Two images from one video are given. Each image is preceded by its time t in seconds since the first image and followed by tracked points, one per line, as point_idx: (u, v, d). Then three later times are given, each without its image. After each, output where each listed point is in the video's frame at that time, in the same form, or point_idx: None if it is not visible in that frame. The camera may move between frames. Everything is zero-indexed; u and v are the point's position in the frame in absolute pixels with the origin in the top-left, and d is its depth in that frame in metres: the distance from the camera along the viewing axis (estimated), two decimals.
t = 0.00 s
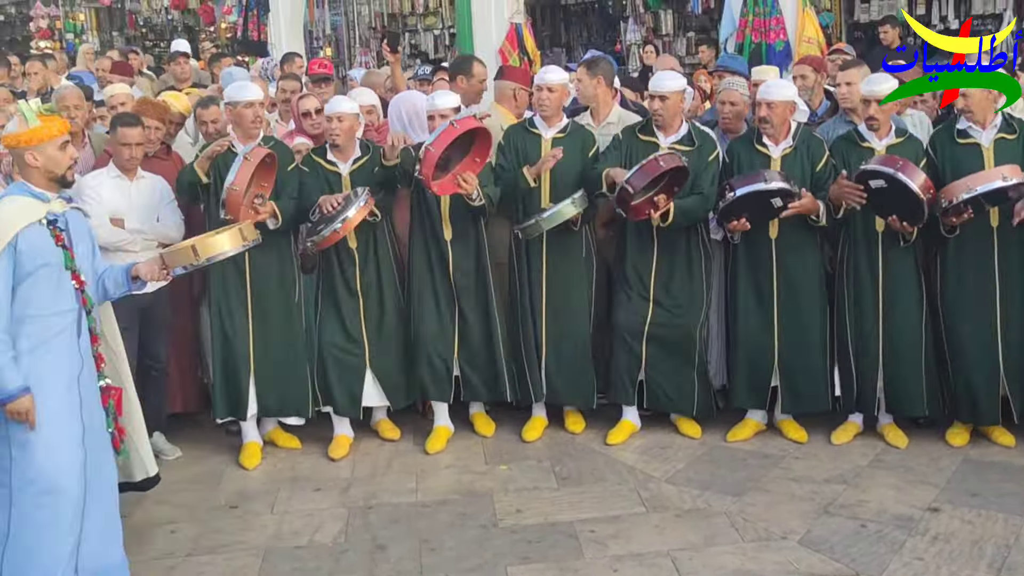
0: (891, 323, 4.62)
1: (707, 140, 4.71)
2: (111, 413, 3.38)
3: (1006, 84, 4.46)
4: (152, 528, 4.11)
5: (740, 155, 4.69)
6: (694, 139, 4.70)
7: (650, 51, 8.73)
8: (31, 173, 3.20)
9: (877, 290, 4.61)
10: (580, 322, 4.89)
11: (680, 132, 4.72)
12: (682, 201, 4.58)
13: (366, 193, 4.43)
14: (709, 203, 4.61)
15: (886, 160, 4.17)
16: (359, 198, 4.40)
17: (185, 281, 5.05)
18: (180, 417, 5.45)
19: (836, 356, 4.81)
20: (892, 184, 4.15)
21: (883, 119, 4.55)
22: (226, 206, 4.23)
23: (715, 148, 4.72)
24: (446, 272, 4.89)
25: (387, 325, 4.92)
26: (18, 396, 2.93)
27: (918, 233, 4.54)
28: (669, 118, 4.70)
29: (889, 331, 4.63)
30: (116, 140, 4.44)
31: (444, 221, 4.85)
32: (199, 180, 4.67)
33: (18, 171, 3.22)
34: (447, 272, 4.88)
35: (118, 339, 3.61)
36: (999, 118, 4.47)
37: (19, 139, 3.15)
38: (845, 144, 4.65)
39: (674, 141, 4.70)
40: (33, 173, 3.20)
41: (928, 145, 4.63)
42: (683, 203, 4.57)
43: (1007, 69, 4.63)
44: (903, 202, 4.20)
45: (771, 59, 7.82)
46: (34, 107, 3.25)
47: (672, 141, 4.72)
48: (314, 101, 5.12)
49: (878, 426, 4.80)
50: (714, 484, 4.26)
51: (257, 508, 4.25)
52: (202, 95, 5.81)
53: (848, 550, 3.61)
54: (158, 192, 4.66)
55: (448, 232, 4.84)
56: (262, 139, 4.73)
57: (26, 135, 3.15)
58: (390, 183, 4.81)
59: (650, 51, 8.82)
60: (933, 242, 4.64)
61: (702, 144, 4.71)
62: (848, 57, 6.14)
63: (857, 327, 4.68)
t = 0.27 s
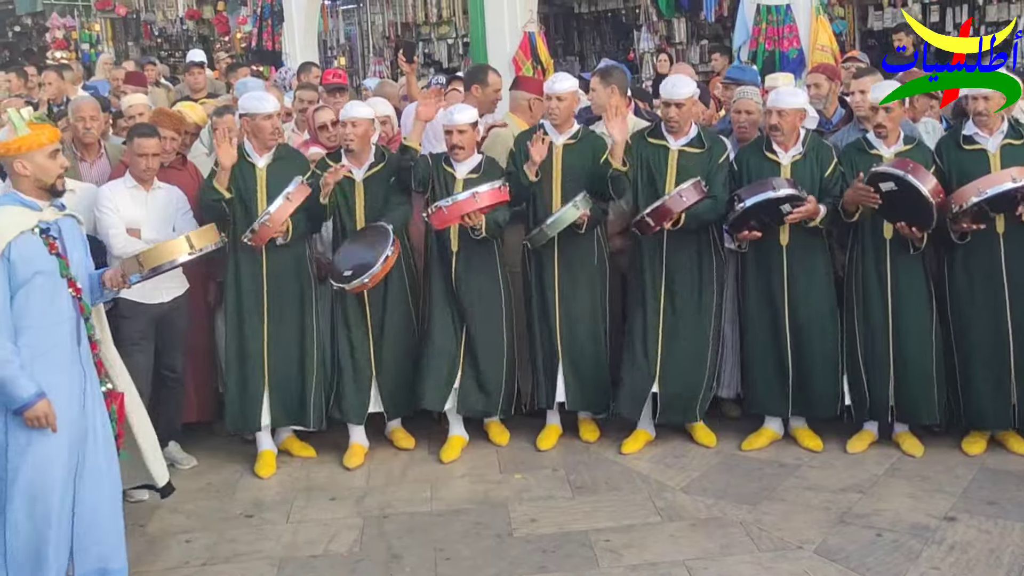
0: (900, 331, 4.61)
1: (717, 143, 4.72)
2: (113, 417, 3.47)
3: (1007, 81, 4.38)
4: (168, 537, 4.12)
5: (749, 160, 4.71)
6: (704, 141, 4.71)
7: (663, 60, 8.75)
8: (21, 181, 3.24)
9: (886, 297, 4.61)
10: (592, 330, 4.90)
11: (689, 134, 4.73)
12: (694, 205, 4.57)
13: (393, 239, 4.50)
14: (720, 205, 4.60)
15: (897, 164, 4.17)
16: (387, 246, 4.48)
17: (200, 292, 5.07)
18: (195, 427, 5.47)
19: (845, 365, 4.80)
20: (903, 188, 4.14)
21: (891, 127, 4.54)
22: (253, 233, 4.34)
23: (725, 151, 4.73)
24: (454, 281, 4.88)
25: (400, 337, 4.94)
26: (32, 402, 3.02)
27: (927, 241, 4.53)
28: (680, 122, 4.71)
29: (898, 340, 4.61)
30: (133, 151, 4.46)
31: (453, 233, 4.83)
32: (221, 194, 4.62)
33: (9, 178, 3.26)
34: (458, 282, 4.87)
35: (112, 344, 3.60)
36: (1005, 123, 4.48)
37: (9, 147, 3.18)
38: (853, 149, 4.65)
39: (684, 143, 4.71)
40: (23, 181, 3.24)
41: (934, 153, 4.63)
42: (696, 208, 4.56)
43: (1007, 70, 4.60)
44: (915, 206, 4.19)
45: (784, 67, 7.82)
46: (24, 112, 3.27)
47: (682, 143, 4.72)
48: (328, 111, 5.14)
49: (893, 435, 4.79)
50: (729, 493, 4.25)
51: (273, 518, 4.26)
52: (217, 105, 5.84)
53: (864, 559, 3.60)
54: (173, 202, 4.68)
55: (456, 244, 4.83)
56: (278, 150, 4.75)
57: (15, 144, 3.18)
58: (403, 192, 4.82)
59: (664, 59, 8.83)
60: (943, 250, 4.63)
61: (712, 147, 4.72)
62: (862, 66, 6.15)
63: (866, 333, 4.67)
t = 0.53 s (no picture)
0: (903, 335, 4.60)
1: (725, 140, 4.71)
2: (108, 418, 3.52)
3: (1008, 81, 4.38)
4: (180, 540, 4.13)
5: (754, 166, 4.69)
6: (713, 139, 4.70)
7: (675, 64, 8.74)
8: (10, 187, 3.22)
9: (890, 301, 4.60)
10: (603, 333, 4.90)
11: (697, 131, 4.73)
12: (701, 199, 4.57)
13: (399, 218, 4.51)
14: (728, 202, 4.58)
15: (900, 170, 4.17)
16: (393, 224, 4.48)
17: (213, 296, 5.09)
18: (207, 431, 5.48)
19: (849, 370, 4.78)
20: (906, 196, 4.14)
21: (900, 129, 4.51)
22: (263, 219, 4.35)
23: (733, 149, 4.72)
24: (466, 286, 4.90)
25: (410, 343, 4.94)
26: (24, 419, 3.00)
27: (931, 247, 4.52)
28: (689, 119, 4.71)
29: (902, 345, 4.61)
30: (146, 156, 4.47)
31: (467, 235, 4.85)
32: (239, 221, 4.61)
33: None
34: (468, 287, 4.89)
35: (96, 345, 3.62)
36: (1009, 125, 4.47)
37: None
38: (857, 153, 4.63)
39: (693, 141, 4.71)
40: (12, 187, 3.22)
41: (938, 155, 4.62)
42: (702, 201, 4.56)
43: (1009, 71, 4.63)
44: (918, 213, 4.17)
45: (796, 70, 7.80)
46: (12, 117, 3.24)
47: (691, 141, 4.72)
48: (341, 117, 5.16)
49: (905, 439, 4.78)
50: (741, 497, 4.25)
51: (284, 521, 4.27)
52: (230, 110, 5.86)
53: (876, 563, 3.59)
54: (186, 207, 4.70)
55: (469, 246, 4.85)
56: (291, 153, 4.77)
57: (4, 148, 3.16)
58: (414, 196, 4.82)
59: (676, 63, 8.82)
60: (949, 253, 4.62)
61: (720, 144, 4.72)
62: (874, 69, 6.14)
63: (871, 335, 4.65)
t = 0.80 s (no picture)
0: (906, 337, 4.61)
1: (732, 140, 4.73)
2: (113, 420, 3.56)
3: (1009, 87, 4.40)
4: (191, 542, 4.15)
5: (761, 166, 4.69)
6: (719, 140, 4.72)
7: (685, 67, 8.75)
8: (12, 190, 3.16)
9: (893, 300, 4.60)
10: (614, 334, 4.90)
11: (705, 133, 4.74)
12: (707, 197, 4.57)
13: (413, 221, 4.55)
14: (732, 201, 4.61)
15: (906, 170, 4.18)
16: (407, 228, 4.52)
17: (225, 298, 5.11)
18: (217, 433, 5.50)
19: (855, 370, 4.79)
20: (911, 195, 4.15)
21: (907, 131, 4.51)
22: (276, 223, 4.37)
23: (741, 148, 4.74)
24: (475, 288, 4.92)
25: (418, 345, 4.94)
26: (29, 426, 3.00)
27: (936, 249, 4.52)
28: (695, 120, 4.73)
29: (905, 346, 4.61)
30: (159, 159, 4.50)
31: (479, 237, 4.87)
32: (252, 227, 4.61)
33: None
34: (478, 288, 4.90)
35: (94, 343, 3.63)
36: (1017, 131, 4.47)
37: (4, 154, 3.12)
38: (862, 157, 4.63)
39: (701, 142, 4.72)
40: (13, 190, 3.16)
41: (944, 159, 4.62)
42: (708, 200, 4.56)
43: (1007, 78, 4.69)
44: (923, 211, 4.17)
45: (805, 74, 7.81)
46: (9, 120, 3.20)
47: (698, 143, 4.74)
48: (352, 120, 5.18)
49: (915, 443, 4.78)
50: (750, 500, 4.25)
51: (295, 523, 4.29)
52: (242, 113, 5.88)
53: (886, 567, 3.60)
54: (198, 210, 4.72)
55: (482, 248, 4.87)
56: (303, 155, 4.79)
57: (8, 151, 3.12)
58: (424, 199, 4.84)
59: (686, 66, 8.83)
60: (955, 257, 4.62)
61: (727, 144, 4.73)
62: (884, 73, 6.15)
63: (879, 339, 4.65)
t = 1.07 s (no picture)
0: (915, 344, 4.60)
1: (740, 142, 4.73)
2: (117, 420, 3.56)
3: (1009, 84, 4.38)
4: (197, 542, 4.16)
5: (770, 171, 4.68)
6: (728, 141, 4.72)
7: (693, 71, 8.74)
8: (21, 190, 3.15)
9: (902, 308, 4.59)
10: (619, 337, 4.89)
11: (712, 135, 4.75)
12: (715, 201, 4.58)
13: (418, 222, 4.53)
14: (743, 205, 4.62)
15: (916, 181, 4.16)
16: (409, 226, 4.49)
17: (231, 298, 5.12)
18: (223, 434, 5.50)
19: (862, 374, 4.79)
20: (924, 205, 4.14)
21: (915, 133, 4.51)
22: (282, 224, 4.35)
23: (748, 150, 4.74)
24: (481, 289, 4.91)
25: (424, 346, 4.95)
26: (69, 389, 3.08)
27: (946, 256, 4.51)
28: (704, 123, 4.73)
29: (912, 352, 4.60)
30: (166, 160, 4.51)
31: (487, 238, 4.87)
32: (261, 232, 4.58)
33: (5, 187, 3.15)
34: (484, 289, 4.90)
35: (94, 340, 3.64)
36: None
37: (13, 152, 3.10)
38: (872, 161, 4.65)
39: (708, 145, 4.72)
40: (22, 189, 3.15)
41: (955, 166, 4.61)
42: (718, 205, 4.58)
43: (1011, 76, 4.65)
44: (936, 223, 4.17)
45: (813, 78, 7.80)
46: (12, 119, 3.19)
47: (706, 145, 4.74)
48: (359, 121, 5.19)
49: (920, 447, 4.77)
50: (756, 504, 4.25)
51: (300, 524, 4.29)
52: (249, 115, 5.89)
53: (891, 571, 3.59)
54: (205, 211, 4.72)
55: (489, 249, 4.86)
56: (311, 157, 4.79)
57: (18, 149, 3.11)
58: (431, 200, 4.84)
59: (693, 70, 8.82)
60: (965, 264, 4.61)
61: (735, 146, 4.73)
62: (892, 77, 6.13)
63: (888, 344, 4.65)
